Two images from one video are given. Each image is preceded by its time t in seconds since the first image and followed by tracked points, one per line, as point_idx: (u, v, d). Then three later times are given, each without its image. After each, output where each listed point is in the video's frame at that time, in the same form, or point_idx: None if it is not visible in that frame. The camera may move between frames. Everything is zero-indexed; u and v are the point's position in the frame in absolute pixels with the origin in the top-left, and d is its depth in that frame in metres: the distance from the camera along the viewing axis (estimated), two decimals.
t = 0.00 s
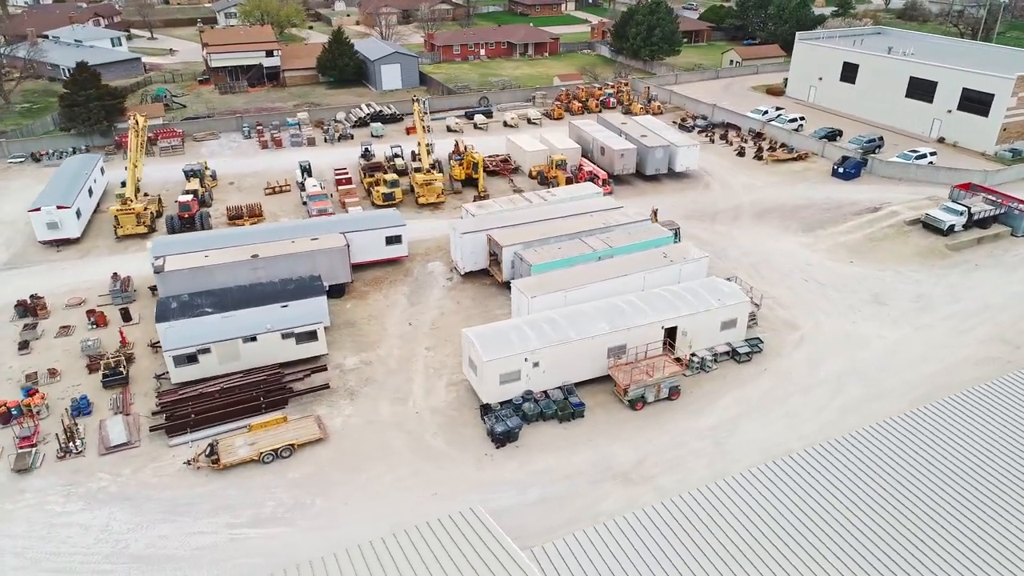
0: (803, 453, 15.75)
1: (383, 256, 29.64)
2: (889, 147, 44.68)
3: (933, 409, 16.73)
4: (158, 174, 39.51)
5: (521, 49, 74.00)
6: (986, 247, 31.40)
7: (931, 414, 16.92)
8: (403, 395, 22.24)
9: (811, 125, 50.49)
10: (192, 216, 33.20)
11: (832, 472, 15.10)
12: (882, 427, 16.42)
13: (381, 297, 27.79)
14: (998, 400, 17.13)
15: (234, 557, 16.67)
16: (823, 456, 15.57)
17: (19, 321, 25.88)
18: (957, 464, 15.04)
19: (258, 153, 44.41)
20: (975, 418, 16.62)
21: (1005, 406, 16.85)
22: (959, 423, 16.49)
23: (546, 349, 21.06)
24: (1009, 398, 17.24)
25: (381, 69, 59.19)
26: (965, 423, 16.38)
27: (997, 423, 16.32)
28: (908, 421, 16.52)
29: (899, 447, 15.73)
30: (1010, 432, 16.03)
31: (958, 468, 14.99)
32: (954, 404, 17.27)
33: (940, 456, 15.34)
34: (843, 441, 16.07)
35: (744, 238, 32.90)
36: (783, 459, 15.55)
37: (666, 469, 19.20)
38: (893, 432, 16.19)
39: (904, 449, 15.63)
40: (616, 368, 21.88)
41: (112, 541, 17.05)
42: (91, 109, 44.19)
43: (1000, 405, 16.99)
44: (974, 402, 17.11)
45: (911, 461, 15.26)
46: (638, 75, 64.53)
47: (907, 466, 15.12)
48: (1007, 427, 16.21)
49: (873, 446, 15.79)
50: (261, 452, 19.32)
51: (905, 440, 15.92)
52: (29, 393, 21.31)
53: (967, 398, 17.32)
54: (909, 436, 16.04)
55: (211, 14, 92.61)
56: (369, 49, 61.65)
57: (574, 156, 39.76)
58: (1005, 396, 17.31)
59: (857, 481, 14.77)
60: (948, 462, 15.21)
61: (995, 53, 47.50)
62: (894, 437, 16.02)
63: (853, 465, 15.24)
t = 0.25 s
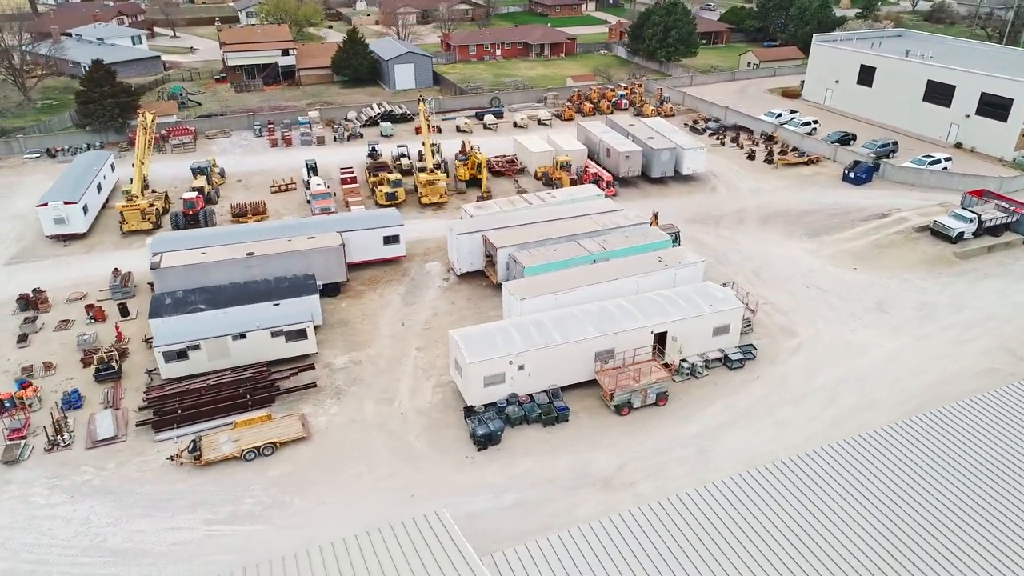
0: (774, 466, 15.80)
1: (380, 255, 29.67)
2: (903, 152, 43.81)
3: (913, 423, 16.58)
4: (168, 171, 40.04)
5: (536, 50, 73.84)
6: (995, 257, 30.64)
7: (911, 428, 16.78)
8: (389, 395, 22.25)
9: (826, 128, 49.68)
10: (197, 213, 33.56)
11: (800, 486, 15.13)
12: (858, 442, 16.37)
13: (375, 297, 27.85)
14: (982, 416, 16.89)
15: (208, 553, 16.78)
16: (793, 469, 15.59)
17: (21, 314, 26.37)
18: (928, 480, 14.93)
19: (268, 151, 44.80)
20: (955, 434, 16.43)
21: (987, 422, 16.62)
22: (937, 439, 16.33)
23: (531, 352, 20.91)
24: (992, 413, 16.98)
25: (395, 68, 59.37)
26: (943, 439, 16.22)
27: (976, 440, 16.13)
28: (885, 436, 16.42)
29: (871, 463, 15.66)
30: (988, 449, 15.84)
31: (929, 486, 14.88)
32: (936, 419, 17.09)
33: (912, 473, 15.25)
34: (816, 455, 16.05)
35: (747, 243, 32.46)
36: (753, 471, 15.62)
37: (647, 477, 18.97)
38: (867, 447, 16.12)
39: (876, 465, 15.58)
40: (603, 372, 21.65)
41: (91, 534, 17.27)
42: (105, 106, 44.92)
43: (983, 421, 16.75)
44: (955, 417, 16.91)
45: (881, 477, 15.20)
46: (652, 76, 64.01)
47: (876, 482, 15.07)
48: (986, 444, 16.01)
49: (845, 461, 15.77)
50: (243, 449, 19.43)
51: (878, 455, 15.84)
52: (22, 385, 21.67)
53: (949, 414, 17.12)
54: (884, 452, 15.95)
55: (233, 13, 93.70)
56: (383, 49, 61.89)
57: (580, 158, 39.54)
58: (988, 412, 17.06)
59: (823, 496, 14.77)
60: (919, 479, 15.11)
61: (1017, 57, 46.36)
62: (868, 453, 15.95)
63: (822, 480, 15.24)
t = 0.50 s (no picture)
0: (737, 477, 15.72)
1: (368, 256, 29.66)
2: (907, 155, 43.11)
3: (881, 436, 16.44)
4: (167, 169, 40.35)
5: (543, 50, 73.62)
6: (994, 264, 30.02)
7: (879, 441, 16.65)
8: (365, 396, 22.20)
9: (830, 131, 49.04)
10: (190, 212, 33.75)
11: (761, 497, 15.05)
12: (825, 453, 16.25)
13: (361, 297, 27.84)
14: (952, 430, 16.72)
15: (171, 552, 16.82)
16: (756, 480, 15.52)
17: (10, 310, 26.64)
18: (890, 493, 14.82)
19: (268, 150, 45.03)
20: (922, 448, 16.29)
21: (956, 436, 16.46)
22: (904, 453, 16.21)
23: (505, 355, 20.76)
24: (964, 427, 16.81)
25: (399, 68, 59.46)
26: (910, 453, 16.08)
27: (942, 453, 16.01)
28: (851, 447, 16.30)
29: (835, 475, 15.55)
30: (955, 463, 15.69)
31: (890, 500, 14.77)
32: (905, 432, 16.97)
33: (875, 485, 15.15)
34: (781, 466, 15.95)
35: (740, 247, 32.09)
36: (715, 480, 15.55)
37: (616, 483, 18.76)
38: (833, 459, 16.00)
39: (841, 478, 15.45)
40: (579, 376, 21.45)
41: (57, 530, 17.38)
42: (109, 104, 45.37)
43: (952, 435, 16.60)
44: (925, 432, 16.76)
45: (844, 490, 15.08)
46: (659, 77, 63.57)
47: (839, 495, 14.96)
48: (952, 459, 15.87)
49: (810, 473, 15.65)
50: (214, 448, 19.46)
51: (842, 468, 15.74)
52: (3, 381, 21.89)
53: (920, 427, 16.96)
54: (850, 465, 15.83)
55: (245, 13, 94.42)
56: (388, 48, 62.01)
57: (577, 159, 39.28)
58: (960, 427, 16.90)
59: (784, 508, 14.68)
60: (882, 491, 15.00)
61: None
62: (833, 465, 15.85)
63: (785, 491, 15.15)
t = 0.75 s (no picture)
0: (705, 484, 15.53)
1: (358, 256, 29.62)
2: (913, 159, 42.41)
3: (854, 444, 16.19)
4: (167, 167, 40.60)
5: (551, 51, 73.39)
6: (994, 271, 29.41)
7: (852, 450, 16.40)
8: (345, 397, 22.14)
9: (836, 133, 48.39)
10: (186, 210, 33.95)
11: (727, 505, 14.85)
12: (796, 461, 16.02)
13: (349, 297, 27.81)
14: (928, 440, 16.43)
15: (140, 551, 16.83)
16: (724, 487, 15.33)
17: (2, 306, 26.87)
18: (858, 501, 14.59)
19: (269, 149, 45.21)
20: (896, 458, 16.03)
21: (931, 446, 16.18)
22: (877, 463, 15.95)
23: (484, 358, 20.60)
24: (940, 437, 16.51)
25: (404, 68, 59.53)
26: (882, 463, 15.82)
27: (914, 464, 15.75)
28: (824, 456, 16.07)
29: (804, 484, 15.32)
30: (927, 474, 15.42)
31: (858, 510, 14.52)
32: (881, 442, 16.70)
33: (845, 494, 14.91)
34: (750, 473, 15.75)
35: (735, 251, 31.70)
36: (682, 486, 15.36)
37: (591, 489, 18.54)
38: (804, 467, 15.77)
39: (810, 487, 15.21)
40: (559, 380, 21.23)
41: (30, 527, 17.46)
42: (113, 103, 45.77)
43: (928, 446, 16.30)
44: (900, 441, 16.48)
45: (812, 499, 14.84)
46: (665, 78, 63.13)
47: (806, 503, 14.74)
48: (925, 469, 15.59)
49: (780, 481, 15.44)
50: (190, 447, 19.47)
51: (813, 477, 15.51)
52: None
53: (896, 436, 16.68)
54: (824, 474, 15.59)
55: (257, 12, 95.07)
56: (394, 48, 62.11)
57: (575, 160, 39.06)
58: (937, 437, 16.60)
59: (750, 516, 14.47)
60: (852, 501, 14.77)
61: None
62: (807, 473, 15.62)
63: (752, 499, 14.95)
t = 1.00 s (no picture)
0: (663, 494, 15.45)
1: (347, 256, 29.62)
2: (918, 163, 41.67)
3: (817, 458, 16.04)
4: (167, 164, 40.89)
5: (559, 51, 73.11)
6: (991, 278, 28.77)
7: (815, 464, 16.25)
8: (321, 397, 22.10)
9: (841, 136, 47.69)
10: (180, 208, 34.13)
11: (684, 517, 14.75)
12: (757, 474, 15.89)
13: (335, 297, 27.81)
14: (893, 454, 16.24)
15: (103, 548, 16.87)
16: (683, 499, 15.20)
17: None
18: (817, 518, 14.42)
19: (270, 147, 45.40)
20: (858, 473, 15.86)
21: (895, 461, 16.00)
22: (840, 477, 15.78)
23: (458, 360, 20.46)
24: (906, 452, 16.31)
25: (409, 68, 59.59)
26: (844, 477, 15.66)
27: (878, 480, 15.55)
28: (785, 469, 15.92)
29: (763, 497, 15.20)
30: (888, 489, 15.26)
31: (814, 525, 14.39)
32: (845, 456, 16.53)
33: (806, 510, 14.76)
34: (710, 485, 15.64)
35: (728, 255, 31.30)
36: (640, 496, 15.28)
37: (559, 496, 18.34)
38: (764, 480, 15.64)
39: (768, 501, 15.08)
40: (534, 385, 21.02)
41: None
42: (117, 101, 46.21)
43: (892, 461, 16.12)
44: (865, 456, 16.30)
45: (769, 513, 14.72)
46: (672, 80, 62.63)
47: (765, 519, 14.58)
48: (886, 484, 15.43)
49: (742, 494, 15.29)
50: (161, 445, 19.51)
51: (773, 491, 15.36)
52: None
53: (861, 450, 16.50)
54: (787, 488, 15.43)
55: (269, 11, 95.64)
56: (400, 48, 62.16)
57: (571, 161, 38.79)
58: (902, 452, 16.42)
59: (704, 529, 14.37)
60: (812, 517, 14.60)
61: None
62: (769, 487, 15.47)
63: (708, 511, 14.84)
